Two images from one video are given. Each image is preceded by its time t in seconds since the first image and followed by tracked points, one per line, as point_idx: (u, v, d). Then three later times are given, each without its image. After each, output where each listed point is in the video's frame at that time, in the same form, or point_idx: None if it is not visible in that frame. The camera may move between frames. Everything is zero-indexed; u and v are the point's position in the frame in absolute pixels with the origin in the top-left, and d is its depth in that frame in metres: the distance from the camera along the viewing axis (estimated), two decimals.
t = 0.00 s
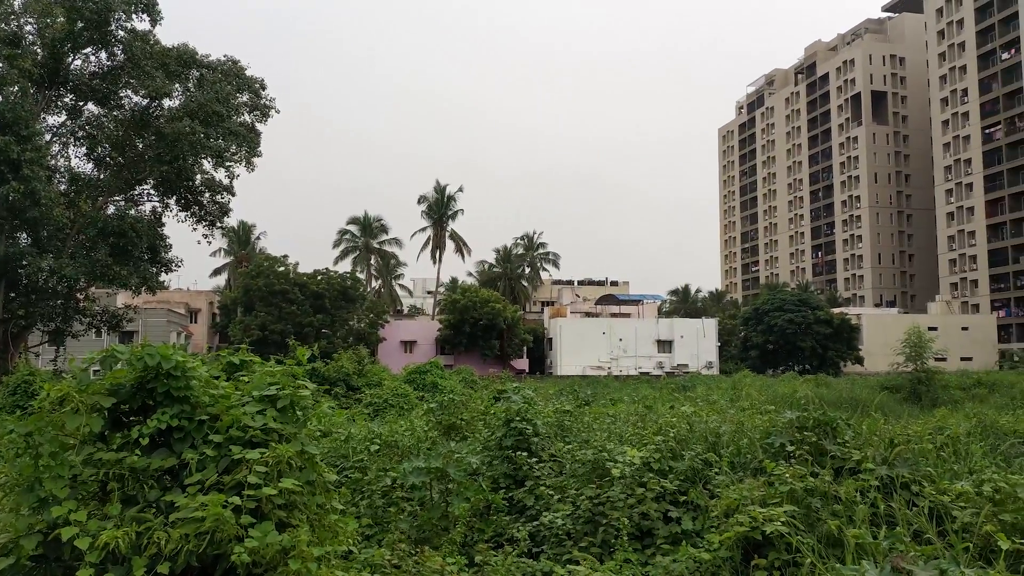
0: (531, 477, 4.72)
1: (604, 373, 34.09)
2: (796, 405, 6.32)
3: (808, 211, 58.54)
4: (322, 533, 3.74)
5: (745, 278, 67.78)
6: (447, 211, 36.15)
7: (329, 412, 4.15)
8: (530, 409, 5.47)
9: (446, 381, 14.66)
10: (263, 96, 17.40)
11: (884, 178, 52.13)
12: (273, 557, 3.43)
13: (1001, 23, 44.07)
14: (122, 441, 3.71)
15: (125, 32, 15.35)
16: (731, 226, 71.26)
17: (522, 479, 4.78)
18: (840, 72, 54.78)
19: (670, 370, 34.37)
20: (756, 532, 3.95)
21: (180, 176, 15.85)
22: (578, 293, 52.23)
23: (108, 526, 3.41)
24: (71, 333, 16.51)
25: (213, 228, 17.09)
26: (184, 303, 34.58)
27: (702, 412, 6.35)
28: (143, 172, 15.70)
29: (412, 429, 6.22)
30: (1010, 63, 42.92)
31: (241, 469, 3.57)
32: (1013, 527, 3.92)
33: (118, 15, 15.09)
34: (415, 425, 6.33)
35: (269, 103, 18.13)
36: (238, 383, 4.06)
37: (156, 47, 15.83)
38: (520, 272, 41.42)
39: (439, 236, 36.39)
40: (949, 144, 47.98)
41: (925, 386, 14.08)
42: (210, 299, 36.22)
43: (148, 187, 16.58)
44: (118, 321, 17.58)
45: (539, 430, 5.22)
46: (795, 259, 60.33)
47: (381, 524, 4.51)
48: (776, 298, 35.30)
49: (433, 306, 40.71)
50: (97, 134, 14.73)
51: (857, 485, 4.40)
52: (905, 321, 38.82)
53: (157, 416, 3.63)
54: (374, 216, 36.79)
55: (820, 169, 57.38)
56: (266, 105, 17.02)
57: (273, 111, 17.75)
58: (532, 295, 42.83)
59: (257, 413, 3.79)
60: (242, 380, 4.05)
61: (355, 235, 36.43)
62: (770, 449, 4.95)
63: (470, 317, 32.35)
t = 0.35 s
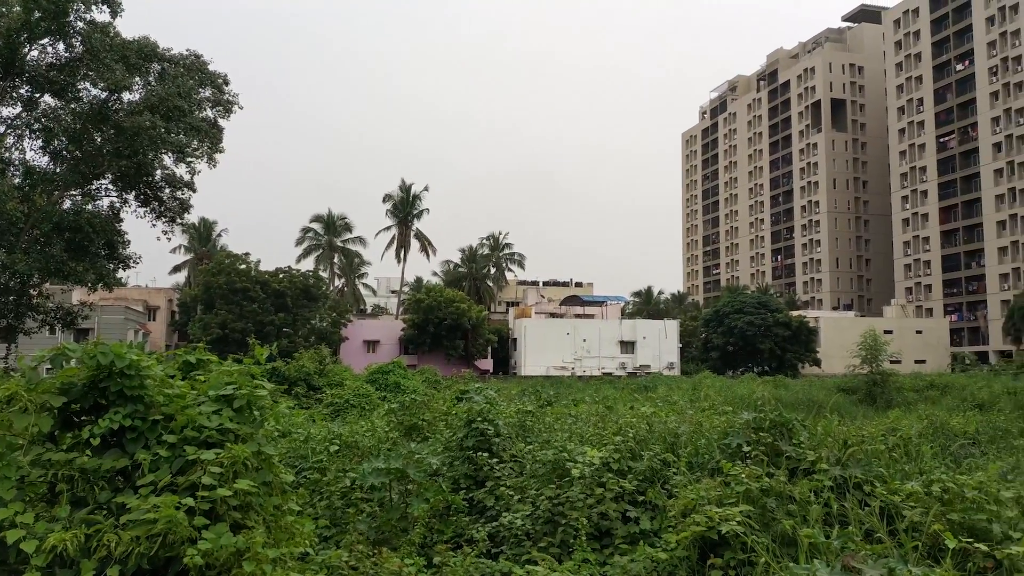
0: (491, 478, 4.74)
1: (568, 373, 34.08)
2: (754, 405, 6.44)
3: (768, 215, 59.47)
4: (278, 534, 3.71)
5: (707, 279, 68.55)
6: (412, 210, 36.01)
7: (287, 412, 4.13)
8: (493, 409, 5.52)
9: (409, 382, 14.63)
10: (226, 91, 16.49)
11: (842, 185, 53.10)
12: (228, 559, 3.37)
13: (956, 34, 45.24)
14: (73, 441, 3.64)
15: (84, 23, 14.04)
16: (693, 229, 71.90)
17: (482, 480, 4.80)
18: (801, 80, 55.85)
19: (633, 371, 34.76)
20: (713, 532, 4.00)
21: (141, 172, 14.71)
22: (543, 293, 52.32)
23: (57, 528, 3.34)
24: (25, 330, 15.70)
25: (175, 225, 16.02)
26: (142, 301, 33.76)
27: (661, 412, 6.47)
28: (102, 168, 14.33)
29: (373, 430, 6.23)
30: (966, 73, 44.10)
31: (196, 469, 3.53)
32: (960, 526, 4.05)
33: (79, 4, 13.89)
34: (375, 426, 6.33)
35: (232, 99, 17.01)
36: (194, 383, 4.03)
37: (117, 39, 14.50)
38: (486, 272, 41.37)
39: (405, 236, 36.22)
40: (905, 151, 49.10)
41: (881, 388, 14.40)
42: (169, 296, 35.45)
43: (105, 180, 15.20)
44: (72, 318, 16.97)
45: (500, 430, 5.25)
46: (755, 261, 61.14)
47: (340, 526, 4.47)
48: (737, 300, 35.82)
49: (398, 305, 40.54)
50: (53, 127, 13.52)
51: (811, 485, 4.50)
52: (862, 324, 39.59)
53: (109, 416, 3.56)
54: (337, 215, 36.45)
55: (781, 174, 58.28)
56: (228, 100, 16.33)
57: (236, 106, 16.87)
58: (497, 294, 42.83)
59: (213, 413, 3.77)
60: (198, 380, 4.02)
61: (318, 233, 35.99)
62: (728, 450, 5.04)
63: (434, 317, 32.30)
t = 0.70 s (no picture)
0: (455, 480, 4.75)
1: (534, 374, 34.16)
2: (714, 406, 6.54)
3: (731, 219, 60.35)
4: (238, 538, 3.65)
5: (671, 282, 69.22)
6: (378, 210, 35.84)
7: (246, 415, 4.09)
8: (457, 412, 5.53)
9: (374, 384, 14.59)
10: (187, 89, 16.26)
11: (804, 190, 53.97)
12: (183, 565, 3.29)
13: (913, 43, 46.36)
14: (24, 445, 3.56)
15: (40, 17, 13.64)
16: (658, 232, 72.47)
17: (446, 482, 4.82)
18: (764, 86, 56.65)
19: (599, 372, 34.95)
20: (674, 532, 4.03)
21: (99, 169, 14.27)
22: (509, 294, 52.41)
23: (6, 535, 3.26)
24: None
25: (134, 225, 15.59)
26: (100, 302, 33.11)
27: (624, 414, 6.55)
28: (58, 164, 13.85)
29: (337, 432, 6.22)
30: (923, 81, 45.16)
31: (151, 473, 3.47)
32: (914, 525, 4.15)
33: None
34: (339, 429, 6.32)
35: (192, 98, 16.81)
36: (151, 385, 3.98)
37: (73, 34, 14.17)
38: (452, 273, 41.32)
39: (370, 236, 36.02)
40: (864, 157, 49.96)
41: (840, 390, 14.71)
42: (128, 296, 34.82)
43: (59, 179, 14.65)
44: (26, 319, 16.51)
45: (464, 433, 5.27)
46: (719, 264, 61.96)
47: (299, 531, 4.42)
48: (701, 302, 36.26)
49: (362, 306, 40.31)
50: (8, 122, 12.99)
51: (772, 486, 4.57)
52: (823, 326, 40.37)
53: (62, 419, 3.50)
54: (301, 215, 36.12)
55: (744, 178, 59.14)
56: (190, 99, 16.09)
57: (197, 105, 16.64)
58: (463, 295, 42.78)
59: (170, 415, 3.71)
60: (155, 383, 3.97)
61: (281, 233, 35.56)
62: (689, 451, 5.11)
63: (399, 318, 32.23)
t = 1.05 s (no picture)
0: (417, 483, 4.75)
1: (498, 377, 34.21)
2: (676, 408, 6.63)
3: (694, 224, 61.20)
4: (194, 542, 3.59)
5: (636, 284, 69.83)
6: (341, 211, 35.56)
7: (203, 417, 4.03)
8: (419, 414, 5.52)
9: (336, 386, 14.49)
10: (146, 85, 15.93)
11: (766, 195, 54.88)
12: (135, 570, 3.22)
13: (873, 52, 47.35)
14: None
15: None
16: (623, 236, 72.95)
17: (408, 485, 4.81)
18: (727, 91, 57.39)
19: (563, 374, 35.05)
20: (634, 533, 4.06)
21: (54, 165, 13.88)
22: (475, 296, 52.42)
23: None
24: None
25: (90, 224, 15.22)
26: (53, 301, 32.30)
27: (588, 415, 6.60)
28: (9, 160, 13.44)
29: (298, 434, 6.18)
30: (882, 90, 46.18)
31: (104, 476, 3.39)
32: (869, 525, 4.24)
33: None
34: (301, 431, 6.28)
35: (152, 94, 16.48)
36: (105, 387, 3.90)
37: (26, 26, 13.80)
38: (417, 274, 41.16)
39: (333, 236, 35.77)
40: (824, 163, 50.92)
41: (800, 391, 14.99)
42: (82, 296, 34.04)
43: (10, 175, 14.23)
44: None
45: (427, 435, 5.27)
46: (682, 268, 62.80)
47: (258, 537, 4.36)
48: (664, 306, 36.67)
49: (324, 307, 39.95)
50: None
51: (731, 487, 4.63)
52: (783, 329, 41.12)
53: (10, 421, 3.42)
54: (263, 214, 35.69)
55: (706, 183, 59.90)
56: (150, 95, 15.78)
57: (157, 101, 16.32)
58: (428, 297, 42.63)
59: (123, 418, 3.62)
60: (109, 384, 3.89)
61: (242, 233, 35.07)
62: (651, 452, 5.16)
63: (363, 320, 32.02)
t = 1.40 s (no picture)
0: (377, 484, 4.75)
1: (463, 378, 34.15)
2: (635, 408, 6.70)
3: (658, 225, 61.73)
4: (149, 546, 3.53)
5: (601, 285, 70.42)
6: (302, 210, 35.23)
7: (157, 419, 3.97)
8: (380, 415, 5.50)
9: (297, 388, 14.35)
10: (100, 80, 15.61)
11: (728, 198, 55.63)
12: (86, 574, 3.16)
13: (833, 57, 48.29)
14: None
15: None
16: (589, 237, 73.41)
17: (368, 486, 4.81)
18: (691, 94, 57.97)
19: (528, 375, 35.10)
20: (595, 532, 4.09)
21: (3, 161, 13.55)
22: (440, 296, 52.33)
23: None
24: None
25: (43, 221, 14.90)
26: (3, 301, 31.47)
27: (549, 416, 6.64)
28: None
29: (257, 436, 6.13)
30: (841, 95, 47.10)
31: (54, 479, 3.32)
32: (823, 522, 4.32)
33: None
34: (260, 433, 6.23)
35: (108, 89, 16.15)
36: (55, 388, 3.83)
37: None
38: (380, 274, 40.91)
39: (294, 235, 35.41)
40: (785, 167, 51.85)
41: (760, 391, 15.23)
42: (34, 296, 33.22)
43: None
44: None
45: (388, 436, 5.27)
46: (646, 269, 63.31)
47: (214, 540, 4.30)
48: (628, 307, 36.99)
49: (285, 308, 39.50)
50: None
51: (689, 486, 4.70)
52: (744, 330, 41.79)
53: None
54: (222, 213, 35.20)
55: (670, 185, 60.49)
56: (105, 90, 15.48)
57: (113, 96, 16.00)
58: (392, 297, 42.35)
59: (75, 420, 3.55)
60: (59, 385, 3.82)
61: (201, 231, 34.49)
62: (611, 451, 5.22)
63: (325, 320, 31.76)
